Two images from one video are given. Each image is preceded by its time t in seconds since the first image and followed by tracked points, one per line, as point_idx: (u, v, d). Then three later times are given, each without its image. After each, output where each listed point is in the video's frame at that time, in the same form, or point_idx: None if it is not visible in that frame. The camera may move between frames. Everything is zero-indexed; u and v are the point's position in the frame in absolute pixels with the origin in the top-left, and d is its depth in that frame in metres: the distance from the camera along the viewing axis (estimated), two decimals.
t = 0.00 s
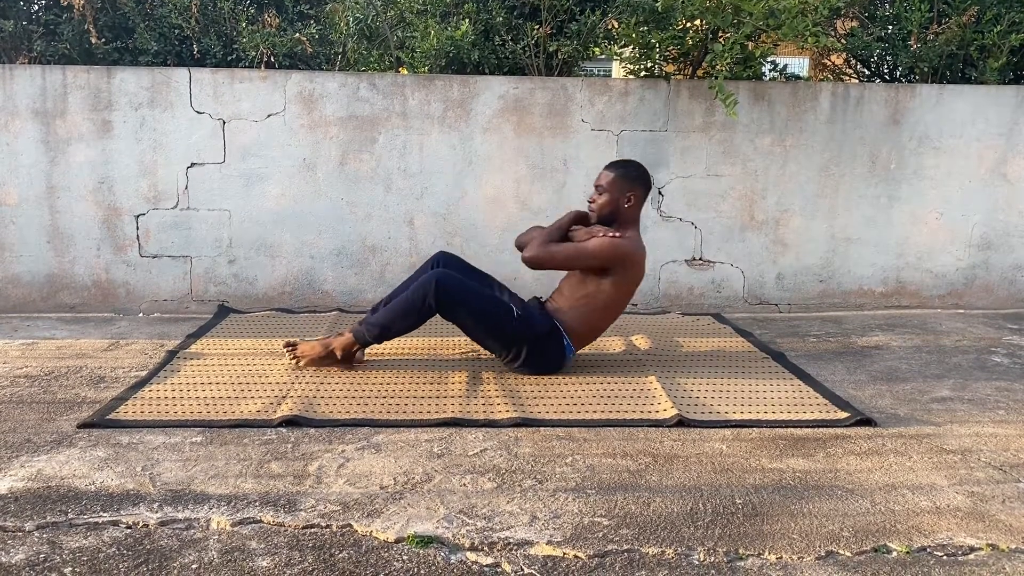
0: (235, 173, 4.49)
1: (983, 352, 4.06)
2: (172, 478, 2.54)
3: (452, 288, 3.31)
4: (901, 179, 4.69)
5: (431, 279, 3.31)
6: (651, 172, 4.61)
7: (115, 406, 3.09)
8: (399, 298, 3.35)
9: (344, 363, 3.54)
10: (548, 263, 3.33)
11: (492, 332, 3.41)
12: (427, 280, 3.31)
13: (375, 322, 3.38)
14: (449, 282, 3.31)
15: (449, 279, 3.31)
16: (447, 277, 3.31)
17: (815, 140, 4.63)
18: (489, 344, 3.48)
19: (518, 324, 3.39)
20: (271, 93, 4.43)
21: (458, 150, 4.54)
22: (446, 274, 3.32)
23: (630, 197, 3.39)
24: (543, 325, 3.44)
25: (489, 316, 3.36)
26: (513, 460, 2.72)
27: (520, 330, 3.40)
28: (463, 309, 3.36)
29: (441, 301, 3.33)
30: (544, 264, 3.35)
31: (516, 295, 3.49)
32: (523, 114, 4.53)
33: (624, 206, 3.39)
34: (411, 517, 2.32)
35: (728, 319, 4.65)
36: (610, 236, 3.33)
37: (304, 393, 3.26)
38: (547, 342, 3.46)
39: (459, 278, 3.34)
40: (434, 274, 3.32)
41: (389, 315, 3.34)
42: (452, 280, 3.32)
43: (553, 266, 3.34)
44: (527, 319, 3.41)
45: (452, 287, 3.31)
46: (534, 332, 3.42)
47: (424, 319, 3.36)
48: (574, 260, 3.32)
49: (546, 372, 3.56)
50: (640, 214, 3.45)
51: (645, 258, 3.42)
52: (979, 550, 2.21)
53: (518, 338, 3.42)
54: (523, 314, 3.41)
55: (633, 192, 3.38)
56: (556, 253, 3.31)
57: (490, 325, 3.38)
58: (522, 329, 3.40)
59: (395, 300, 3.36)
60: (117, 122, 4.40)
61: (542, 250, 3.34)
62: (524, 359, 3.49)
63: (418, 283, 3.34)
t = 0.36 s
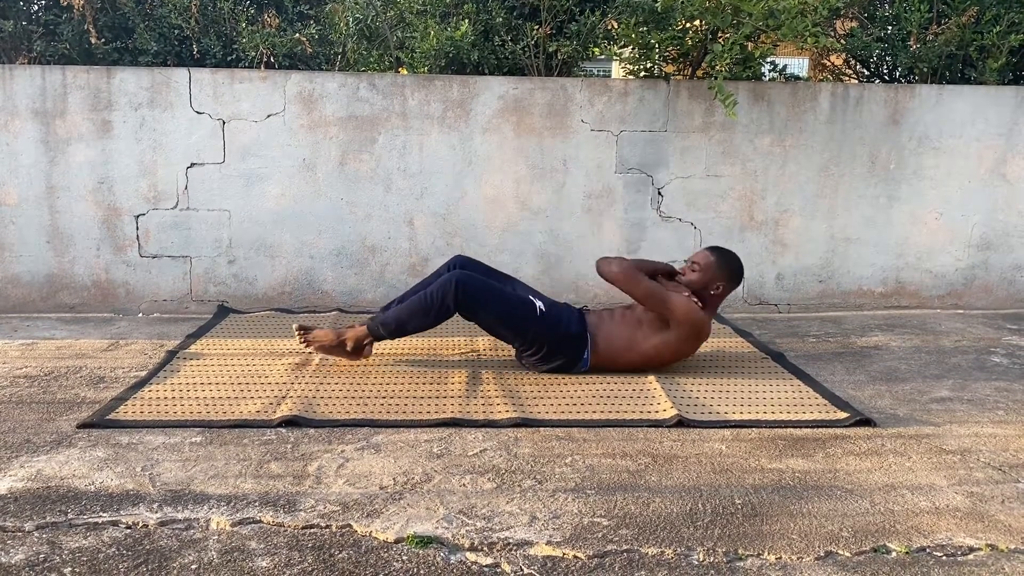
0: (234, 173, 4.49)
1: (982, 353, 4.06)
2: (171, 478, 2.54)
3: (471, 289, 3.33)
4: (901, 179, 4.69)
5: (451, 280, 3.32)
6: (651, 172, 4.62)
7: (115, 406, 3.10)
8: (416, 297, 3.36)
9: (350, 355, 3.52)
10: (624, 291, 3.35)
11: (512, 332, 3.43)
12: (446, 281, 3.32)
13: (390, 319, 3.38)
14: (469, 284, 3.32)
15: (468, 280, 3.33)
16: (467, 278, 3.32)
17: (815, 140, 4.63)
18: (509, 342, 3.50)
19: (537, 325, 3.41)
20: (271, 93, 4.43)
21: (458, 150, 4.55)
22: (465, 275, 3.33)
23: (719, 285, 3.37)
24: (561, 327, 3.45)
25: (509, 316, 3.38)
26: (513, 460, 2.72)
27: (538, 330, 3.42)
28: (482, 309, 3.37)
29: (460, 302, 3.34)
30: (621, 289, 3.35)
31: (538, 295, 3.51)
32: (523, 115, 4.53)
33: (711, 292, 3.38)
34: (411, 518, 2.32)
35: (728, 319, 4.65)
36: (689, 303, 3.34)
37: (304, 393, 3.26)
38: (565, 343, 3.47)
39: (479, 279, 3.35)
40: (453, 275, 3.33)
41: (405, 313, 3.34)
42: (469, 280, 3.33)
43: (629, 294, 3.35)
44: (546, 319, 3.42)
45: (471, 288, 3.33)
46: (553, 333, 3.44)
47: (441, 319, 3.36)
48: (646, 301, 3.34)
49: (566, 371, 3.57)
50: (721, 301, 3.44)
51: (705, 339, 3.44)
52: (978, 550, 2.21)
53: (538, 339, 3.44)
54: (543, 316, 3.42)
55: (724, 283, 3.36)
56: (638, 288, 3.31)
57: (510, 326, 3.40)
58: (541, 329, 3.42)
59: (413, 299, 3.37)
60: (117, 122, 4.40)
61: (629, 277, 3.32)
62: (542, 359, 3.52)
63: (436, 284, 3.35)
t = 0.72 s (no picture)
0: (234, 173, 4.49)
1: (982, 353, 4.06)
2: (171, 479, 2.54)
3: (464, 291, 3.33)
4: (901, 179, 4.69)
5: (444, 282, 3.32)
6: (650, 172, 4.61)
7: (115, 406, 3.10)
8: (408, 299, 3.34)
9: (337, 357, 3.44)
10: (610, 293, 3.36)
11: (508, 333, 3.42)
12: (439, 283, 3.31)
13: (381, 320, 3.35)
14: (462, 286, 3.32)
15: (461, 283, 3.32)
16: (459, 280, 3.32)
17: (814, 140, 4.63)
18: (504, 343, 3.49)
19: (533, 325, 3.41)
20: (271, 93, 4.43)
21: (457, 150, 4.54)
22: (458, 277, 3.33)
23: (702, 262, 3.41)
24: (557, 325, 3.45)
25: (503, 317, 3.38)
26: (512, 460, 2.72)
27: (534, 330, 3.41)
28: (475, 310, 3.36)
29: (453, 304, 3.33)
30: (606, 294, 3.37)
31: (533, 296, 3.51)
32: (522, 115, 4.53)
33: (695, 270, 3.42)
34: (410, 518, 2.32)
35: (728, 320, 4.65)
36: (675, 287, 3.36)
37: (303, 393, 3.26)
38: (564, 340, 3.46)
39: (471, 282, 3.35)
40: (446, 277, 3.32)
41: (396, 314, 3.32)
42: (461, 281, 3.33)
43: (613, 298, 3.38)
44: (541, 319, 3.41)
45: (465, 290, 3.32)
46: (549, 333, 3.43)
47: (434, 322, 3.34)
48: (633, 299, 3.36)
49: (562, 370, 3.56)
50: (706, 278, 3.48)
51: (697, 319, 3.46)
52: (978, 550, 2.21)
53: (533, 339, 3.43)
54: (539, 316, 3.42)
55: (705, 258, 3.40)
56: (621, 288, 3.34)
57: (505, 326, 3.40)
58: (537, 330, 3.41)
59: (405, 301, 3.36)
60: (116, 122, 4.40)
61: (610, 281, 3.35)
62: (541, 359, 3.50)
63: (429, 286, 3.34)
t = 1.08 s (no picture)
0: (234, 173, 4.49)
1: (981, 353, 4.06)
2: (170, 478, 2.54)
3: (462, 284, 3.34)
4: (900, 179, 4.70)
5: (443, 274, 3.34)
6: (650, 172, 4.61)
7: (114, 406, 3.10)
8: (407, 291, 3.36)
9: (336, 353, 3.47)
10: (566, 277, 3.35)
11: (503, 330, 3.42)
12: (439, 274, 3.34)
13: (380, 311, 3.35)
14: (460, 278, 3.34)
15: (460, 275, 3.34)
16: (458, 273, 3.34)
17: (814, 140, 4.63)
18: (499, 342, 3.48)
19: (528, 323, 3.40)
20: (270, 93, 4.43)
21: (457, 150, 4.54)
22: (457, 270, 3.35)
23: (642, 204, 3.42)
24: (553, 323, 3.44)
25: (499, 313, 3.38)
26: (512, 460, 2.72)
27: (529, 328, 3.41)
28: (472, 304, 3.37)
29: (450, 296, 3.34)
30: (563, 279, 3.36)
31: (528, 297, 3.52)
32: (522, 115, 4.53)
33: (639, 215, 3.42)
34: (410, 518, 2.32)
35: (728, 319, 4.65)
36: (625, 243, 3.35)
37: (303, 393, 3.26)
38: (559, 339, 3.45)
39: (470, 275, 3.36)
40: (445, 269, 3.35)
41: (395, 305, 3.32)
42: (459, 274, 3.34)
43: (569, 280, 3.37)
44: (536, 318, 3.42)
45: (463, 283, 3.34)
46: (544, 332, 3.42)
47: (431, 313, 3.35)
48: (589, 271, 3.34)
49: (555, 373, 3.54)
50: (653, 221, 3.48)
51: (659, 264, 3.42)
52: (978, 550, 2.21)
53: (528, 337, 3.42)
54: (534, 314, 3.42)
55: (644, 199, 3.42)
56: (572, 266, 3.34)
57: (500, 323, 3.40)
58: (532, 327, 3.41)
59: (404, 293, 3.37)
60: (116, 122, 4.40)
61: (559, 265, 3.35)
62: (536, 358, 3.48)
63: (428, 278, 3.36)
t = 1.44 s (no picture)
0: (234, 172, 4.49)
1: (981, 352, 4.06)
2: (170, 478, 2.54)
3: (451, 295, 3.30)
4: (900, 179, 4.70)
5: (430, 286, 3.29)
6: (650, 172, 4.61)
7: (114, 406, 3.10)
8: (399, 304, 3.34)
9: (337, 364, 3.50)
10: (490, 267, 3.34)
11: (492, 337, 3.41)
12: (426, 287, 3.29)
13: (376, 327, 3.36)
14: (448, 290, 3.30)
15: (448, 286, 3.30)
16: (446, 284, 3.30)
17: (814, 140, 4.63)
18: (487, 349, 3.47)
19: (517, 330, 3.40)
20: (270, 93, 4.43)
21: (457, 150, 4.54)
22: (444, 280, 3.31)
23: (549, 169, 3.40)
24: (541, 325, 3.44)
25: (487, 321, 3.36)
26: (512, 460, 2.72)
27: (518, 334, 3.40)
28: (461, 314, 3.34)
29: (440, 309, 3.31)
30: (488, 269, 3.35)
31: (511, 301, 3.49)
32: (521, 114, 4.53)
33: (546, 179, 3.41)
34: (410, 517, 2.32)
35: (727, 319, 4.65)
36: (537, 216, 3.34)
37: (302, 393, 3.26)
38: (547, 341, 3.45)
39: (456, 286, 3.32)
40: (433, 281, 3.30)
41: (390, 321, 3.33)
42: (448, 285, 3.30)
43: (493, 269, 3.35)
44: (524, 323, 3.41)
45: (450, 294, 3.30)
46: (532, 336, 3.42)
47: (425, 325, 3.35)
48: (510, 254, 3.31)
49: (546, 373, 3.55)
50: (564, 184, 3.46)
51: (577, 225, 3.40)
52: (978, 550, 2.21)
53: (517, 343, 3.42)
54: (519, 319, 3.41)
55: (550, 162, 3.40)
56: (492, 254, 3.32)
57: (489, 331, 3.38)
58: (522, 333, 3.40)
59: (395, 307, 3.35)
60: (115, 121, 4.40)
61: (478, 256, 3.35)
62: (528, 361, 3.49)
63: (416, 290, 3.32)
